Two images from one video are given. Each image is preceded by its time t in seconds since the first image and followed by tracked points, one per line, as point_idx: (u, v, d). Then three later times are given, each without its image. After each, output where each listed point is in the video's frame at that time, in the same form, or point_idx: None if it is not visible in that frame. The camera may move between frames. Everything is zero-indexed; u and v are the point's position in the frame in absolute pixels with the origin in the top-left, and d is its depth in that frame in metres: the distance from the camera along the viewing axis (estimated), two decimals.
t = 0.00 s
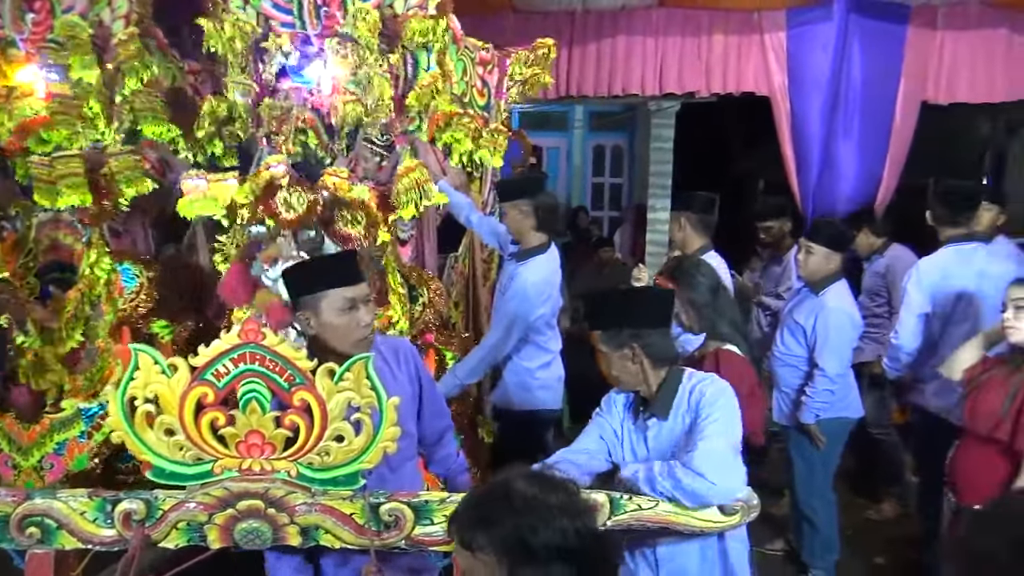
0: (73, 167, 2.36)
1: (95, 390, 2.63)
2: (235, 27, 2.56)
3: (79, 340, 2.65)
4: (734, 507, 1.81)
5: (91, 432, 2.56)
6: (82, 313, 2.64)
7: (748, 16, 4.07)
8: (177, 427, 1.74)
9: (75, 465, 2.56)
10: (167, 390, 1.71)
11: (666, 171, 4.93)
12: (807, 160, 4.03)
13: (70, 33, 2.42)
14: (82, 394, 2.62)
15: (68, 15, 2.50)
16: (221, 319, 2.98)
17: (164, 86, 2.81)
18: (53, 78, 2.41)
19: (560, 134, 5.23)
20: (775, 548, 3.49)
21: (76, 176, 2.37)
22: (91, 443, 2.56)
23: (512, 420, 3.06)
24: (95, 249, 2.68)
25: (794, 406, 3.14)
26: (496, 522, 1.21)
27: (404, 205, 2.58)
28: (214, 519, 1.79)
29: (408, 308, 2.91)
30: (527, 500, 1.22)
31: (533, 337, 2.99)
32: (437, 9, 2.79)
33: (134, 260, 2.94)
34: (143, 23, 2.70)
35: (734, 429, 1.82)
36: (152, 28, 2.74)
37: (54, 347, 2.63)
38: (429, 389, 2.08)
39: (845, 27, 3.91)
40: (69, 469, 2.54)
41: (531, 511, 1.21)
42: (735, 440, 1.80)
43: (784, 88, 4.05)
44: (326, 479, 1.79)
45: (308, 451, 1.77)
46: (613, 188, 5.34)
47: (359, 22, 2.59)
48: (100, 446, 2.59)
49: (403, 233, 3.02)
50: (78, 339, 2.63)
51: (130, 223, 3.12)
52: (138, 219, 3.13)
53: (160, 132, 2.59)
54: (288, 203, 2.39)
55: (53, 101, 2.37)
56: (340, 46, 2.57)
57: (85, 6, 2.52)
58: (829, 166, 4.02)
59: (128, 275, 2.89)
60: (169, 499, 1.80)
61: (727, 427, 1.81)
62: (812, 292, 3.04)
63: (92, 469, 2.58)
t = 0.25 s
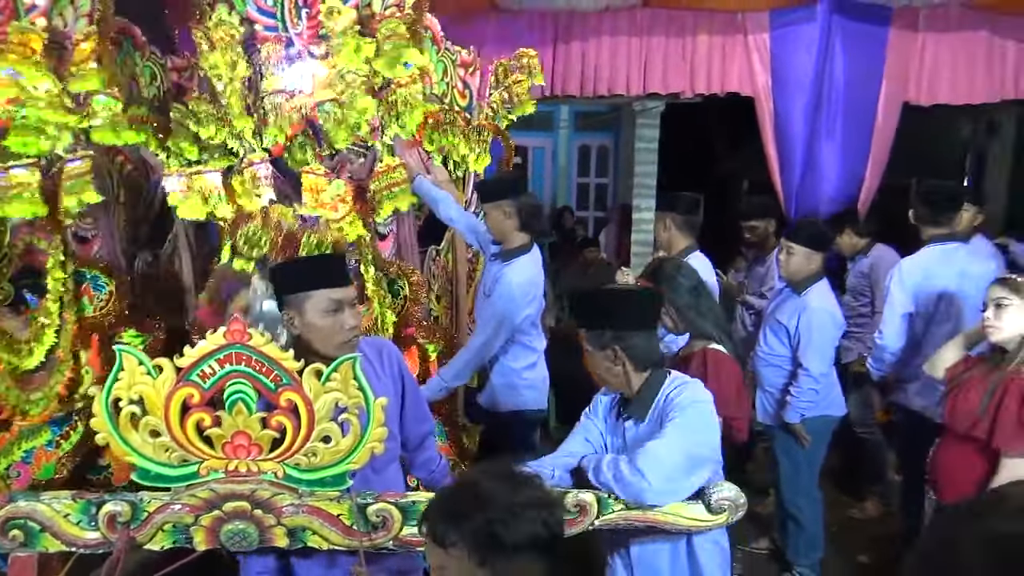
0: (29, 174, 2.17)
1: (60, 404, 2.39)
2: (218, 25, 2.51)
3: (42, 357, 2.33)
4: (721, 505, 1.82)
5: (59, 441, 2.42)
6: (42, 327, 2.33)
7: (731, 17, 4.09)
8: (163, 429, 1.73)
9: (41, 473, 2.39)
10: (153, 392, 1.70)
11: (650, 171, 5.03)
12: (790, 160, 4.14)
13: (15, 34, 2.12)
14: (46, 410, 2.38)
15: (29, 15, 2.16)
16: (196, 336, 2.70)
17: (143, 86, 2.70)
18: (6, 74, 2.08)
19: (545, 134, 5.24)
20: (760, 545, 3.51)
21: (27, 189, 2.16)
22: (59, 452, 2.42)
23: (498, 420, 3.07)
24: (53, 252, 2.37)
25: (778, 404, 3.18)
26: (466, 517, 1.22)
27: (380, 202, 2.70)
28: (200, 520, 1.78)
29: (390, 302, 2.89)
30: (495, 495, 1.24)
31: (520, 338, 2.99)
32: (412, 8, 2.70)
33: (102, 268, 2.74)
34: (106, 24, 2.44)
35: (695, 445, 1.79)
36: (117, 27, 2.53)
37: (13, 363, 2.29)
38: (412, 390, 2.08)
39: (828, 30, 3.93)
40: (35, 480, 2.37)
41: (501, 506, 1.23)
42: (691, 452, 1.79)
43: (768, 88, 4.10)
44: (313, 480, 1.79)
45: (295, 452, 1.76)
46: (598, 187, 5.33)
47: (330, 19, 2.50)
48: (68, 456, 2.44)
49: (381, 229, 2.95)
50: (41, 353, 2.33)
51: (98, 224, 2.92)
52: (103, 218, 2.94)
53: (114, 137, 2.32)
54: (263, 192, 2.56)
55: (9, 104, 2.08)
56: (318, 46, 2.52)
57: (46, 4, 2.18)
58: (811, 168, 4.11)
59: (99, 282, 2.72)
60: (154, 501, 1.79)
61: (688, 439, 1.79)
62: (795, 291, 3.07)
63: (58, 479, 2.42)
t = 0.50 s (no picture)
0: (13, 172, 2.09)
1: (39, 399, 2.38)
2: (195, 29, 2.51)
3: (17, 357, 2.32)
4: (710, 506, 1.81)
5: (47, 438, 2.39)
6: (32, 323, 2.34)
7: (722, 18, 4.14)
8: (150, 430, 1.71)
9: (26, 470, 2.37)
10: (140, 393, 1.69)
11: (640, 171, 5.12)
12: (780, 163, 4.11)
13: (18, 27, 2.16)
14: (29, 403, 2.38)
15: (40, 13, 2.29)
16: (185, 337, 2.61)
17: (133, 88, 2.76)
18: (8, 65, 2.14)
19: (536, 135, 5.21)
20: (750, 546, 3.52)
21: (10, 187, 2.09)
22: (45, 449, 2.38)
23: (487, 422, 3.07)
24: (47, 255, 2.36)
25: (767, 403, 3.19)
26: (432, 553, 1.25)
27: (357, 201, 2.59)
28: (187, 522, 1.78)
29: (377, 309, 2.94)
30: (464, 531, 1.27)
31: (511, 339, 2.98)
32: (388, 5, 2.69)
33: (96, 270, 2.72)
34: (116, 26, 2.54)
35: (670, 452, 1.81)
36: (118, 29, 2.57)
37: None
38: (404, 390, 2.08)
39: (818, 31, 3.95)
40: (19, 477, 2.34)
41: (470, 542, 1.25)
42: (665, 458, 1.80)
43: (760, 89, 4.10)
44: (302, 481, 1.78)
45: (283, 453, 1.75)
46: (589, 188, 5.35)
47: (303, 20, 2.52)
48: (54, 453, 2.41)
49: (366, 232, 2.91)
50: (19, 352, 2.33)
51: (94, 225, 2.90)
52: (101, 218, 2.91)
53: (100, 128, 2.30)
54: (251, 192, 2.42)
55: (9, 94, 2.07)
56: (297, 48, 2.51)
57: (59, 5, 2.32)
58: (801, 170, 4.08)
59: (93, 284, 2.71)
60: (141, 502, 1.78)
61: (662, 445, 1.80)
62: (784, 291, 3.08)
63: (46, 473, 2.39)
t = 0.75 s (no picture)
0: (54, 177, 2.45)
1: (46, 395, 2.63)
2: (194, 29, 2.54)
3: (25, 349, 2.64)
4: (702, 505, 1.82)
5: (40, 435, 2.62)
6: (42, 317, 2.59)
7: (714, 18, 4.24)
8: (142, 431, 1.70)
9: (20, 467, 2.55)
10: (131, 393, 1.68)
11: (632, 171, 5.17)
12: (771, 163, 4.16)
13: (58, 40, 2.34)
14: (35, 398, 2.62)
15: (63, 17, 2.45)
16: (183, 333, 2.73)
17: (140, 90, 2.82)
18: (46, 76, 2.33)
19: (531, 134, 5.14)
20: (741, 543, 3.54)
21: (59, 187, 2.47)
22: (38, 447, 2.61)
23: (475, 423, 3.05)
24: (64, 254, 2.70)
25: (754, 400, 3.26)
26: None
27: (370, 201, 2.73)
28: (179, 522, 1.77)
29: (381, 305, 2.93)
30: None
31: (498, 339, 3.01)
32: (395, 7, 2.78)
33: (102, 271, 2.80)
34: (139, 33, 2.64)
35: (653, 451, 1.82)
36: (144, 34, 2.67)
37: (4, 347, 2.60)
38: (394, 392, 2.09)
39: (809, 32, 4.00)
40: (13, 472, 2.53)
41: None
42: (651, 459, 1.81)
43: (751, 88, 4.21)
44: (294, 481, 1.77)
45: (276, 453, 1.75)
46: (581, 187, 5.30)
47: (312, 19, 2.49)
48: (47, 451, 2.62)
49: (371, 232, 3.03)
50: (26, 345, 2.64)
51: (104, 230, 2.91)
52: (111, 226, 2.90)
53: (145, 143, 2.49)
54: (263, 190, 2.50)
55: (40, 104, 2.32)
56: (303, 46, 2.51)
57: (82, 9, 2.48)
58: (792, 169, 4.15)
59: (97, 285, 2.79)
60: (132, 503, 1.77)
61: (646, 446, 1.81)
62: (775, 288, 3.14)
63: (37, 472, 2.56)
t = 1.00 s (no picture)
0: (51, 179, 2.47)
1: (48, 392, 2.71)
2: (208, 23, 2.52)
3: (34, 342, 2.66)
4: (695, 505, 1.82)
5: (38, 435, 2.70)
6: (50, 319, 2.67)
7: (708, 19, 4.16)
8: (134, 432, 1.70)
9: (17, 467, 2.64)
10: (124, 394, 1.68)
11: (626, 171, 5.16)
12: (765, 163, 4.07)
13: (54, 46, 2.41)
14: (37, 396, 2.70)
15: (61, 19, 2.45)
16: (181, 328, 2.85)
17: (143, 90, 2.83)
18: (40, 80, 2.39)
19: (523, 135, 5.29)
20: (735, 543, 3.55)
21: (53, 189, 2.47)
22: (37, 446, 2.68)
23: (472, 424, 3.05)
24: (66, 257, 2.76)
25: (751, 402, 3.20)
26: None
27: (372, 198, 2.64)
28: (172, 523, 1.77)
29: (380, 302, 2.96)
30: None
31: (491, 341, 2.99)
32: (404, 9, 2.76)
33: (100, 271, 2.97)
34: (137, 35, 2.65)
35: (642, 455, 1.81)
36: (142, 35, 2.68)
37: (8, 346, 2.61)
38: (387, 392, 2.07)
39: (803, 32, 3.95)
40: (12, 471, 2.61)
41: None
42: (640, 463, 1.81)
43: (744, 89, 4.12)
44: (287, 482, 1.77)
45: (269, 454, 1.74)
46: (576, 188, 5.38)
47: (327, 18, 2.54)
48: (45, 450, 2.70)
49: (371, 228, 3.00)
50: (32, 342, 2.65)
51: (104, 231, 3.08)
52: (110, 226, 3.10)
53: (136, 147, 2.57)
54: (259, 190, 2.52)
55: (36, 105, 2.37)
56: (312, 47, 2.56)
57: (78, 12, 2.48)
58: (785, 170, 4.03)
59: (97, 286, 2.94)
60: (125, 505, 1.76)
61: (634, 450, 1.80)
62: (773, 291, 3.11)
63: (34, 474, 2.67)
